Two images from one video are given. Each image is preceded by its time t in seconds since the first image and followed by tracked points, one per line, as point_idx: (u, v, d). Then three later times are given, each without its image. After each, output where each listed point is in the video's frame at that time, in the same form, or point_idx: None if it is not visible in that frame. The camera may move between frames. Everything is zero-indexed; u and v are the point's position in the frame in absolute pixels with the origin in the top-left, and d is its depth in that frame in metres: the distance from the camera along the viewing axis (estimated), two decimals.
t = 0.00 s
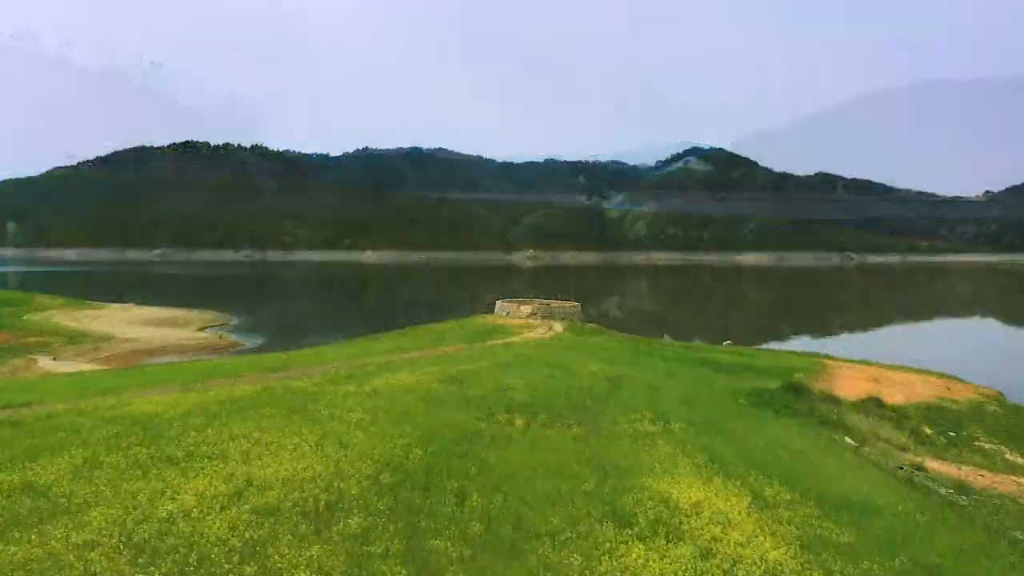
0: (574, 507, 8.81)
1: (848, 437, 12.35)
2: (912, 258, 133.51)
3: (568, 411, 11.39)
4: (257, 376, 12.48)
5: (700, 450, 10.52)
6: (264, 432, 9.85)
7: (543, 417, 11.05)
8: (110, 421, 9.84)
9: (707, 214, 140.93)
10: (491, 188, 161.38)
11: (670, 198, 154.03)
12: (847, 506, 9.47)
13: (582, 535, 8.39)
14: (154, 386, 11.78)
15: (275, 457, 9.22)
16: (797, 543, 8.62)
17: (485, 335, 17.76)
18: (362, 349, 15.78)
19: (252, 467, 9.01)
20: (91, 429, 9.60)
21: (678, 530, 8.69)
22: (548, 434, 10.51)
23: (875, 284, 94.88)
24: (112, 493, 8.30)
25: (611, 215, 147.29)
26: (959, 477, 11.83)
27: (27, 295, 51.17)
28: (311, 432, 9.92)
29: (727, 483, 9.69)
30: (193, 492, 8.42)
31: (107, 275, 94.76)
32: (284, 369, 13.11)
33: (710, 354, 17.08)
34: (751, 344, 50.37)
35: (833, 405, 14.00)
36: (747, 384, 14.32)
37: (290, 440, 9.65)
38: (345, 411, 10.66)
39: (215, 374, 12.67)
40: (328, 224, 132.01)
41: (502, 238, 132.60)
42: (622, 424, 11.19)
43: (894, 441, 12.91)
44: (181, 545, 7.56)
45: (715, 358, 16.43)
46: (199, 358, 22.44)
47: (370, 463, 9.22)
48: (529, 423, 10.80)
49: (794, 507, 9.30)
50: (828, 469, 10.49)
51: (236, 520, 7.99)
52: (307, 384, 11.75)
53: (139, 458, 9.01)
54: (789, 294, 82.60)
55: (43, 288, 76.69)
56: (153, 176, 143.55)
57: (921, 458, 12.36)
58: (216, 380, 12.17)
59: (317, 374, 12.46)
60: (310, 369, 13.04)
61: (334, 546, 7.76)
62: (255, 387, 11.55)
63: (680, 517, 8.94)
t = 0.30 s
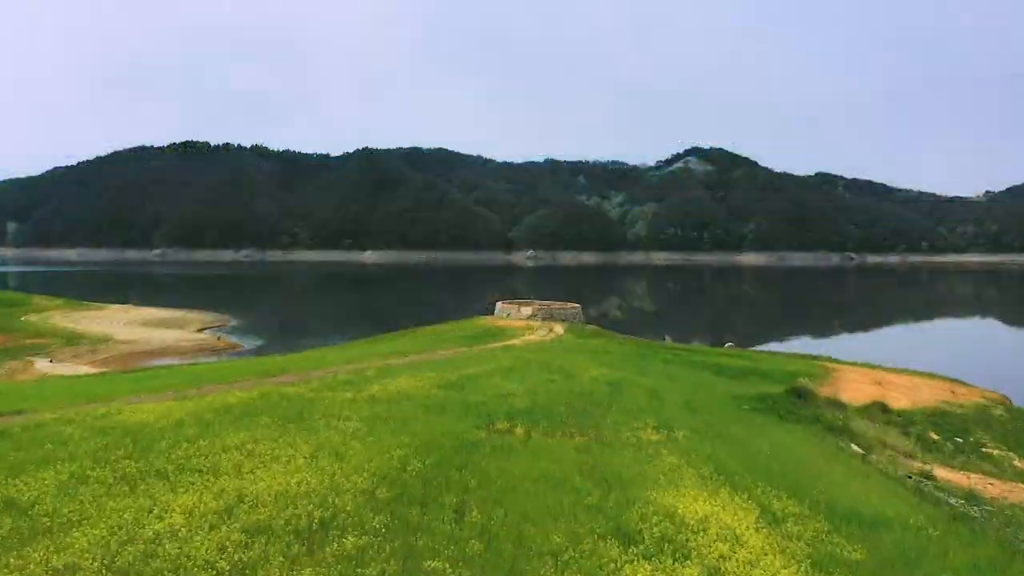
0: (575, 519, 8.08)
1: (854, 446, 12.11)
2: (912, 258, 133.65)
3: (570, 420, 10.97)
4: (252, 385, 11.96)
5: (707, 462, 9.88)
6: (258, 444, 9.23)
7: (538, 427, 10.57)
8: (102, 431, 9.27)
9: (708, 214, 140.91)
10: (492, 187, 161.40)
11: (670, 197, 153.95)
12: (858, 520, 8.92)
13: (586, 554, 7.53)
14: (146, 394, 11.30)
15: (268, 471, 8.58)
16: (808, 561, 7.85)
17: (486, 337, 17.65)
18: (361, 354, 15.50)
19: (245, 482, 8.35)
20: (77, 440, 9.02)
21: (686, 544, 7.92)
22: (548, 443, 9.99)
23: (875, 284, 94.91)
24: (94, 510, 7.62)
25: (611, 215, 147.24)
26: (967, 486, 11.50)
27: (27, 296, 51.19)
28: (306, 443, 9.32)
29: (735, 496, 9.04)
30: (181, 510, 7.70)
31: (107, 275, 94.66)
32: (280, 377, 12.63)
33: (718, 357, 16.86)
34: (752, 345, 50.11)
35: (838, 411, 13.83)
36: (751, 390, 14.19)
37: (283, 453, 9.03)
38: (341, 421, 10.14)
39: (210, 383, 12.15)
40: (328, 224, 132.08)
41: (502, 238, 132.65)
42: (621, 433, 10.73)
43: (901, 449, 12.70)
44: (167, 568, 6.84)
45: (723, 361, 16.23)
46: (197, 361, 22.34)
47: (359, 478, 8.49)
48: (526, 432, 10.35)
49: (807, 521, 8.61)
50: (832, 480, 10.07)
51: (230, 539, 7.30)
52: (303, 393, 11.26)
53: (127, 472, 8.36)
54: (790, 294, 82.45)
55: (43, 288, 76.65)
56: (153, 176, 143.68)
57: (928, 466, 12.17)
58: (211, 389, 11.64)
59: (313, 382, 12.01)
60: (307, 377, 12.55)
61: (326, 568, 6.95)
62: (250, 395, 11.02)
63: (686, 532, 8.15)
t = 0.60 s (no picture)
0: (578, 536, 7.79)
1: (863, 457, 11.96)
2: (912, 258, 133.67)
3: (571, 432, 10.77)
4: (247, 394, 11.72)
5: (709, 470, 9.79)
6: (251, 459, 8.93)
7: (538, 440, 10.35)
8: (89, 447, 9.02)
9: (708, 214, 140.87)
10: (492, 187, 161.36)
11: (670, 197, 153.87)
12: (868, 536, 8.62)
13: None
14: (138, 404, 11.10)
15: (260, 488, 8.22)
16: None
17: (486, 341, 17.54)
18: (360, 358, 15.38)
19: (235, 501, 7.93)
20: (62, 456, 8.74)
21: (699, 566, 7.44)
22: (548, 455, 9.82)
23: (875, 284, 94.99)
24: (76, 535, 7.18)
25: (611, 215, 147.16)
26: (979, 497, 11.35)
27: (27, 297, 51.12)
28: (299, 458, 9.04)
29: (743, 512, 8.67)
30: (166, 533, 7.23)
31: (106, 275, 94.46)
32: (276, 386, 12.39)
33: (715, 360, 16.99)
34: (752, 346, 49.87)
35: (845, 419, 13.71)
36: (755, 397, 14.05)
37: (276, 468, 8.71)
38: (337, 434, 9.91)
39: (204, 392, 11.92)
40: (328, 224, 131.99)
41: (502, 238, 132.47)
42: (621, 444, 10.55)
43: (909, 458, 12.57)
44: None
45: (722, 365, 16.25)
46: (195, 364, 22.19)
47: (360, 491, 8.28)
48: (527, 445, 10.17)
49: (819, 535, 8.35)
50: (839, 492, 9.89)
51: (217, 566, 6.72)
52: (299, 405, 11.05)
53: (113, 491, 8.02)
54: (790, 294, 82.29)
55: (43, 288, 76.56)
56: (154, 176, 143.64)
57: (939, 476, 12.03)
58: (205, 399, 11.40)
59: (309, 391, 11.80)
60: (304, 386, 12.32)
61: None
62: (244, 407, 10.80)
63: (694, 553, 7.67)
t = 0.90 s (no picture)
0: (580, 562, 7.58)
1: (872, 466, 11.84)
2: (912, 258, 133.55)
3: (572, 443, 10.63)
4: (243, 403, 11.54)
5: (715, 486, 9.58)
6: (243, 476, 8.71)
7: (538, 453, 10.19)
8: (79, 463, 8.83)
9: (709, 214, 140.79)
10: (492, 188, 161.21)
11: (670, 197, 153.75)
12: (878, 556, 8.44)
13: None
14: (130, 415, 10.87)
15: (251, 509, 7.97)
16: None
17: (487, 344, 17.41)
18: (358, 363, 15.24)
19: (224, 524, 7.71)
20: (49, 473, 8.52)
21: None
22: (551, 470, 9.68)
23: (876, 285, 94.93)
24: (58, 562, 6.97)
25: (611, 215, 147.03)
26: (990, 508, 11.25)
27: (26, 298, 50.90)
28: (294, 473, 8.87)
29: (751, 532, 8.48)
30: (152, 560, 7.03)
31: (105, 275, 94.37)
32: (272, 393, 12.23)
33: (720, 364, 16.85)
34: (754, 346, 49.57)
35: (850, 426, 13.61)
36: (759, 403, 13.93)
37: (268, 487, 8.49)
38: (333, 447, 9.73)
39: (199, 400, 11.74)
40: (328, 224, 131.82)
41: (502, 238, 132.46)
42: (624, 454, 10.42)
43: (917, 468, 12.42)
44: None
45: (726, 370, 16.14)
46: (194, 367, 22.02)
47: (355, 512, 8.08)
48: (527, 458, 10.02)
49: (826, 557, 8.17)
50: (847, 507, 9.73)
51: None
52: (296, 414, 10.88)
53: (98, 514, 7.75)
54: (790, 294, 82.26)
55: (42, 288, 76.40)
56: (154, 176, 143.48)
57: (948, 486, 11.92)
58: (200, 408, 11.22)
59: (306, 399, 11.65)
60: (301, 393, 12.14)
61: None
62: (239, 416, 10.63)
63: None
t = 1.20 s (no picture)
0: None
1: (878, 479, 11.71)
2: (913, 259, 133.46)
3: (573, 458, 10.50)
4: (238, 414, 11.37)
5: (718, 505, 9.39)
6: (234, 499, 8.55)
7: (538, 470, 10.05)
8: (67, 485, 8.65)
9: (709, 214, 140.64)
10: (492, 188, 161.03)
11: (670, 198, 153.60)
12: None
13: None
14: (122, 428, 10.68)
15: (241, 536, 7.80)
16: None
17: (487, 349, 17.30)
18: (355, 369, 15.05)
19: (211, 554, 7.57)
20: (36, 496, 8.35)
21: None
22: (551, 487, 9.57)
23: (877, 285, 94.84)
24: None
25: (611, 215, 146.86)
26: (1001, 523, 11.06)
27: (24, 300, 50.72)
28: (288, 494, 8.70)
29: (759, 557, 8.25)
30: None
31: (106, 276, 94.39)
32: (268, 404, 12.06)
33: (720, 371, 16.76)
34: (754, 347, 49.26)
35: (855, 436, 13.49)
36: (763, 412, 13.81)
37: (259, 510, 8.32)
38: (328, 465, 9.58)
39: (193, 412, 11.57)
40: (328, 224, 131.69)
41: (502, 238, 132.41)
42: (625, 471, 10.29)
43: (925, 481, 12.25)
44: None
45: (729, 377, 15.97)
46: (192, 370, 21.90)
47: (347, 540, 7.88)
48: (527, 475, 9.88)
49: None
50: (854, 525, 9.56)
51: None
52: (292, 427, 10.72)
53: (82, 544, 7.58)
54: (791, 295, 82.19)
55: (41, 289, 76.27)
56: (154, 176, 143.33)
57: (957, 500, 11.74)
58: (194, 420, 11.06)
59: (303, 411, 11.50)
60: (297, 404, 11.99)
61: None
62: (233, 430, 10.47)
63: None
